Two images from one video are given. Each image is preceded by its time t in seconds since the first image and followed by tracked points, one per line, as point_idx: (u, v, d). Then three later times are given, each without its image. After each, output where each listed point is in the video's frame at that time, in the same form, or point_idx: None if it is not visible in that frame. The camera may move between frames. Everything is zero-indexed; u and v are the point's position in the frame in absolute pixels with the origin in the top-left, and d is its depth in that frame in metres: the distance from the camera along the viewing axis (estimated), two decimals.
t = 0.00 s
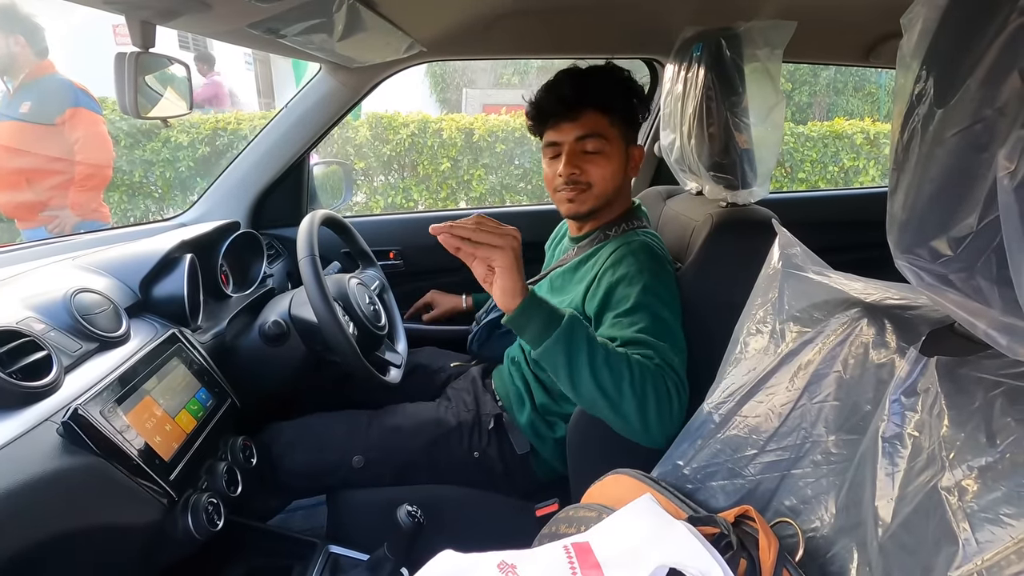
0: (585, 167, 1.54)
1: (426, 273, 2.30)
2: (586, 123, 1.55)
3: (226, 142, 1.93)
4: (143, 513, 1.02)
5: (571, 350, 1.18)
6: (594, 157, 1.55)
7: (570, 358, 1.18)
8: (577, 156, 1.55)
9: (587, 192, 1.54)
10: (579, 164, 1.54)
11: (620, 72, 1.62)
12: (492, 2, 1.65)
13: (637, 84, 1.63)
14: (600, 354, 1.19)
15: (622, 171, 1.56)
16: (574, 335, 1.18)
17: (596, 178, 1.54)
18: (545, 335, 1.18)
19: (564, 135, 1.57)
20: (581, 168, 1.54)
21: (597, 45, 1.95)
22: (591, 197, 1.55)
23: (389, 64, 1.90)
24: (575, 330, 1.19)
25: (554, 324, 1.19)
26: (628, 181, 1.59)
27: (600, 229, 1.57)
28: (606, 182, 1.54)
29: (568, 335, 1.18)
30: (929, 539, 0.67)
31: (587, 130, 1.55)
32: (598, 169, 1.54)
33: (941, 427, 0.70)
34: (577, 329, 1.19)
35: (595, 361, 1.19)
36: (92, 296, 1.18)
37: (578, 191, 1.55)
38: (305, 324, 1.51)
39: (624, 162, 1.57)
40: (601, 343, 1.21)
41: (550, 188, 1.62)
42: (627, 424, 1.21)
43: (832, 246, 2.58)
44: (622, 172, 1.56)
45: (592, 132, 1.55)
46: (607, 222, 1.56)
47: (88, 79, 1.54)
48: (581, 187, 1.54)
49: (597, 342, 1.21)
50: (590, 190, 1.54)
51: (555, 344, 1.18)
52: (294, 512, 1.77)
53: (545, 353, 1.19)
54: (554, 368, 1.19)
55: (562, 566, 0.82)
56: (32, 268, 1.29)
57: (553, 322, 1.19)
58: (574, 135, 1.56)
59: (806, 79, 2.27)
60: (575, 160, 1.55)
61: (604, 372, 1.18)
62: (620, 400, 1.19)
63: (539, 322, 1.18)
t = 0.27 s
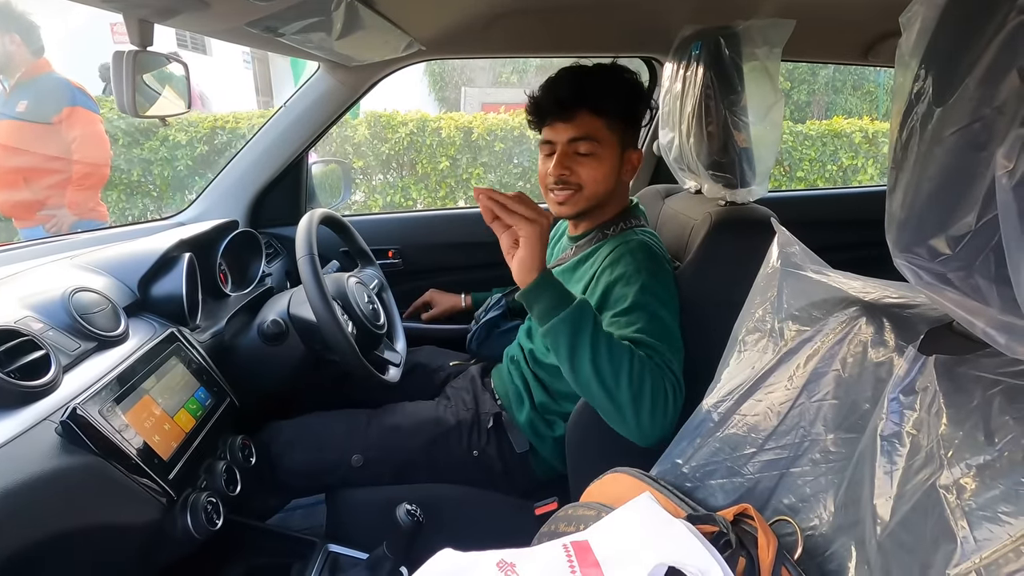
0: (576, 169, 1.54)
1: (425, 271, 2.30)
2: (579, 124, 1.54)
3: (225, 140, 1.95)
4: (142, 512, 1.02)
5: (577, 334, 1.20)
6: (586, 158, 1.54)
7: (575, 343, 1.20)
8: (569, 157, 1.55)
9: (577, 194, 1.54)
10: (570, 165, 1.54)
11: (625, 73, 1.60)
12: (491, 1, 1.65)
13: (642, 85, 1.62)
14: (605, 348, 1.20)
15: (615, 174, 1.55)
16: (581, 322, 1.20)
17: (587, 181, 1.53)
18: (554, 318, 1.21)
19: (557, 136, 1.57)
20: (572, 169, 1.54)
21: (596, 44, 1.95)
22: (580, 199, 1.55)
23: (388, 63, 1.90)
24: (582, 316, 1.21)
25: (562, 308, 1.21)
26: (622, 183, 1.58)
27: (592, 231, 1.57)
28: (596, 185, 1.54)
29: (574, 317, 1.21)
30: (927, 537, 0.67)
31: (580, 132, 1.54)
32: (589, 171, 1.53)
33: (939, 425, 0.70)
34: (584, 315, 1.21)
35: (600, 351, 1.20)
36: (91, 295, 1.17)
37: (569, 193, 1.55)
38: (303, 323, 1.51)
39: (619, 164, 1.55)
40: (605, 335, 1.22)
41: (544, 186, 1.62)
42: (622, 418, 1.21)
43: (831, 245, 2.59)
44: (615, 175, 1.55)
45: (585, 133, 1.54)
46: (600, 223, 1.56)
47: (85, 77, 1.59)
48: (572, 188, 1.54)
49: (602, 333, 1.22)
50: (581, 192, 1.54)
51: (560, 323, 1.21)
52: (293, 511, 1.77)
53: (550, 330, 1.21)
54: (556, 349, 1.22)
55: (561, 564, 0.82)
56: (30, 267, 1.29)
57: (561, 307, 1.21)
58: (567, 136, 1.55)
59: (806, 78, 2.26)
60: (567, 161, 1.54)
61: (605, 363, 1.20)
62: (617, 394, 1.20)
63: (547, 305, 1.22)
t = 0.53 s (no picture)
0: (593, 155, 1.54)
1: (424, 269, 2.29)
2: (607, 113, 1.55)
3: (222, 137, 1.93)
4: (140, 511, 1.01)
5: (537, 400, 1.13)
6: (605, 147, 1.54)
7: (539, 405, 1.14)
8: (589, 143, 1.55)
9: (589, 181, 1.54)
10: (589, 151, 1.55)
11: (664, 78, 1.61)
12: None
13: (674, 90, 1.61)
14: (576, 384, 1.16)
15: (629, 170, 1.55)
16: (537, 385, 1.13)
17: (601, 170, 1.53)
18: (512, 381, 1.12)
19: (583, 120, 1.58)
20: (589, 155, 1.54)
21: (595, 41, 1.94)
22: (590, 186, 1.55)
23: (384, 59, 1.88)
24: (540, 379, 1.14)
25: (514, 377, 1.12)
26: (634, 181, 1.58)
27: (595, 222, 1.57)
28: (608, 175, 1.53)
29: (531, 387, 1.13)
30: (927, 535, 0.67)
31: (604, 119, 1.55)
32: (604, 160, 1.53)
33: (939, 422, 0.70)
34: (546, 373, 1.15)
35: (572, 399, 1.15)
36: (88, 293, 1.17)
37: (581, 177, 1.55)
38: (302, 320, 1.50)
39: (634, 161, 1.56)
40: (574, 378, 1.18)
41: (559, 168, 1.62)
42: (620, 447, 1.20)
43: (830, 242, 2.59)
44: (629, 171, 1.55)
45: (610, 123, 1.55)
46: (604, 216, 1.55)
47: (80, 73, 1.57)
48: (585, 174, 1.54)
49: (572, 376, 1.18)
50: (592, 179, 1.54)
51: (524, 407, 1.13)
52: (291, 509, 1.77)
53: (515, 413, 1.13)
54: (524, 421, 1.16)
55: (561, 563, 0.81)
56: (26, 264, 1.29)
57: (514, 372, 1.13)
58: (592, 123, 1.56)
59: (804, 74, 2.26)
60: (587, 146, 1.55)
61: (579, 410, 1.15)
62: (601, 433, 1.17)
63: (501, 382, 1.11)
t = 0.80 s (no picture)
0: (601, 149, 1.54)
1: (425, 260, 2.29)
2: (611, 105, 1.54)
3: (223, 127, 1.93)
4: (143, 502, 1.02)
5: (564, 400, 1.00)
6: (612, 140, 1.54)
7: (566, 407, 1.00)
8: (595, 135, 1.55)
9: (597, 174, 1.54)
10: (596, 144, 1.54)
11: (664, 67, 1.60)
12: None
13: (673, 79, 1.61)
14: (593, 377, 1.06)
15: (636, 161, 1.56)
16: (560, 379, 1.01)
17: (609, 163, 1.53)
18: (535, 382, 0.98)
19: (586, 112, 1.57)
20: (597, 148, 1.54)
21: (597, 31, 1.93)
22: (598, 179, 1.55)
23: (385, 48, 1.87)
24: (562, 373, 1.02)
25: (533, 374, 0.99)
26: (639, 172, 1.58)
27: (601, 213, 1.57)
28: (616, 168, 1.54)
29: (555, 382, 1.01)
30: (925, 527, 0.67)
31: (610, 111, 1.54)
32: (613, 153, 1.53)
33: (939, 415, 0.70)
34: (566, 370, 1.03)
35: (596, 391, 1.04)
36: (90, 284, 1.17)
37: (589, 171, 1.55)
38: (303, 312, 1.50)
39: (640, 151, 1.56)
40: (591, 370, 1.08)
41: (563, 163, 1.62)
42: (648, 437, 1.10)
43: (831, 233, 2.58)
44: (636, 162, 1.56)
45: (615, 114, 1.54)
46: (611, 208, 1.56)
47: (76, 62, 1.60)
48: (593, 168, 1.54)
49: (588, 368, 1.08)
50: (601, 173, 1.54)
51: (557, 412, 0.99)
52: (294, 499, 1.78)
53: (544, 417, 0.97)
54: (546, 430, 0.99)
55: (562, 553, 0.82)
56: (28, 256, 1.29)
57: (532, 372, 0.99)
58: (596, 115, 1.55)
59: (807, 64, 2.24)
60: (594, 140, 1.54)
61: (604, 405, 1.04)
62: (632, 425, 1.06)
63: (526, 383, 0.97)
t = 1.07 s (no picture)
0: (608, 147, 1.54)
1: (429, 255, 2.30)
2: (622, 104, 1.54)
3: (226, 115, 1.90)
4: (153, 507, 1.04)
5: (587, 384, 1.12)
6: (621, 139, 1.54)
7: (587, 389, 1.13)
8: (604, 133, 1.55)
9: (604, 172, 1.54)
10: (604, 142, 1.54)
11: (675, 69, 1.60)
12: None
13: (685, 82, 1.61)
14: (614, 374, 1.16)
15: (643, 162, 1.56)
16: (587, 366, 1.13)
17: (616, 161, 1.53)
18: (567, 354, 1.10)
19: (597, 109, 1.57)
20: (605, 146, 1.54)
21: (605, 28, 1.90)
22: (603, 177, 1.54)
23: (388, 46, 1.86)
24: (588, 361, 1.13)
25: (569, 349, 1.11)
26: (644, 174, 1.58)
27: (605, 212, 1.57)
28: (622, 168, 1.54)
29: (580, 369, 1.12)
30: (922, 550, 0.68)
31: (621, 110, 1.54)
32: (621, 152, 1.53)
33: (938, 438, 0.71)
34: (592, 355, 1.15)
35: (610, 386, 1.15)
36: (98, 289, 1.18)
37: (594, 168, 1.54)
38: (309, 314, 1.51)
39: (648, 153, 1.56)
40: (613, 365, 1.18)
41: (569, 158, 1.61)
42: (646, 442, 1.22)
43: (836, 230, 2.58)
44: (643, 163, 1.55)
45: (626, 114, 1.54)
46: (615, 207, 1.56)
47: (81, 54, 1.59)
48: (599, 165, 1.54)
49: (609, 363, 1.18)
50: (607, 170, 1.54)
51: (577, 382, 1.12)
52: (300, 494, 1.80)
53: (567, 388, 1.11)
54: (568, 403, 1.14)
55: (563, 563, 0.83)
56: (37, 258, 1.30)
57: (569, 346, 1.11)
58: (607, 113, 1.55)
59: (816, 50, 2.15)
60: (603, 137, 1.54)
61: (615, 401, 1.15)
62: (638, 423, 1.17)
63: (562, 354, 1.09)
